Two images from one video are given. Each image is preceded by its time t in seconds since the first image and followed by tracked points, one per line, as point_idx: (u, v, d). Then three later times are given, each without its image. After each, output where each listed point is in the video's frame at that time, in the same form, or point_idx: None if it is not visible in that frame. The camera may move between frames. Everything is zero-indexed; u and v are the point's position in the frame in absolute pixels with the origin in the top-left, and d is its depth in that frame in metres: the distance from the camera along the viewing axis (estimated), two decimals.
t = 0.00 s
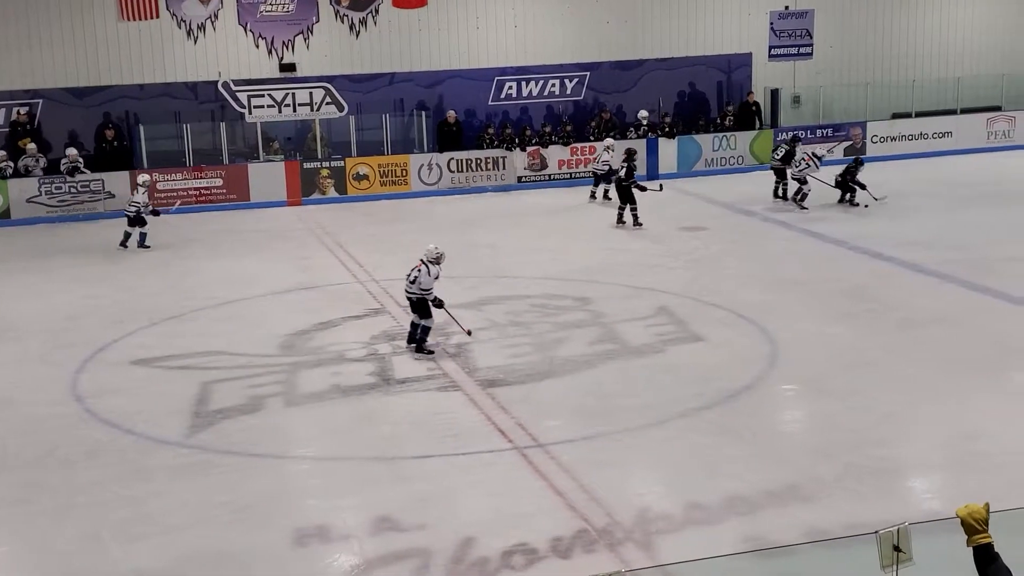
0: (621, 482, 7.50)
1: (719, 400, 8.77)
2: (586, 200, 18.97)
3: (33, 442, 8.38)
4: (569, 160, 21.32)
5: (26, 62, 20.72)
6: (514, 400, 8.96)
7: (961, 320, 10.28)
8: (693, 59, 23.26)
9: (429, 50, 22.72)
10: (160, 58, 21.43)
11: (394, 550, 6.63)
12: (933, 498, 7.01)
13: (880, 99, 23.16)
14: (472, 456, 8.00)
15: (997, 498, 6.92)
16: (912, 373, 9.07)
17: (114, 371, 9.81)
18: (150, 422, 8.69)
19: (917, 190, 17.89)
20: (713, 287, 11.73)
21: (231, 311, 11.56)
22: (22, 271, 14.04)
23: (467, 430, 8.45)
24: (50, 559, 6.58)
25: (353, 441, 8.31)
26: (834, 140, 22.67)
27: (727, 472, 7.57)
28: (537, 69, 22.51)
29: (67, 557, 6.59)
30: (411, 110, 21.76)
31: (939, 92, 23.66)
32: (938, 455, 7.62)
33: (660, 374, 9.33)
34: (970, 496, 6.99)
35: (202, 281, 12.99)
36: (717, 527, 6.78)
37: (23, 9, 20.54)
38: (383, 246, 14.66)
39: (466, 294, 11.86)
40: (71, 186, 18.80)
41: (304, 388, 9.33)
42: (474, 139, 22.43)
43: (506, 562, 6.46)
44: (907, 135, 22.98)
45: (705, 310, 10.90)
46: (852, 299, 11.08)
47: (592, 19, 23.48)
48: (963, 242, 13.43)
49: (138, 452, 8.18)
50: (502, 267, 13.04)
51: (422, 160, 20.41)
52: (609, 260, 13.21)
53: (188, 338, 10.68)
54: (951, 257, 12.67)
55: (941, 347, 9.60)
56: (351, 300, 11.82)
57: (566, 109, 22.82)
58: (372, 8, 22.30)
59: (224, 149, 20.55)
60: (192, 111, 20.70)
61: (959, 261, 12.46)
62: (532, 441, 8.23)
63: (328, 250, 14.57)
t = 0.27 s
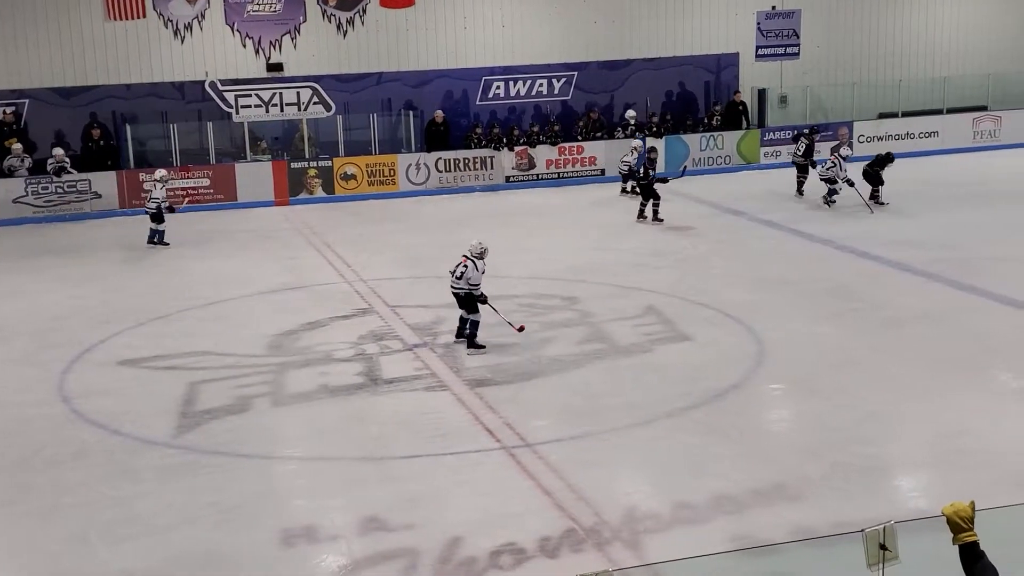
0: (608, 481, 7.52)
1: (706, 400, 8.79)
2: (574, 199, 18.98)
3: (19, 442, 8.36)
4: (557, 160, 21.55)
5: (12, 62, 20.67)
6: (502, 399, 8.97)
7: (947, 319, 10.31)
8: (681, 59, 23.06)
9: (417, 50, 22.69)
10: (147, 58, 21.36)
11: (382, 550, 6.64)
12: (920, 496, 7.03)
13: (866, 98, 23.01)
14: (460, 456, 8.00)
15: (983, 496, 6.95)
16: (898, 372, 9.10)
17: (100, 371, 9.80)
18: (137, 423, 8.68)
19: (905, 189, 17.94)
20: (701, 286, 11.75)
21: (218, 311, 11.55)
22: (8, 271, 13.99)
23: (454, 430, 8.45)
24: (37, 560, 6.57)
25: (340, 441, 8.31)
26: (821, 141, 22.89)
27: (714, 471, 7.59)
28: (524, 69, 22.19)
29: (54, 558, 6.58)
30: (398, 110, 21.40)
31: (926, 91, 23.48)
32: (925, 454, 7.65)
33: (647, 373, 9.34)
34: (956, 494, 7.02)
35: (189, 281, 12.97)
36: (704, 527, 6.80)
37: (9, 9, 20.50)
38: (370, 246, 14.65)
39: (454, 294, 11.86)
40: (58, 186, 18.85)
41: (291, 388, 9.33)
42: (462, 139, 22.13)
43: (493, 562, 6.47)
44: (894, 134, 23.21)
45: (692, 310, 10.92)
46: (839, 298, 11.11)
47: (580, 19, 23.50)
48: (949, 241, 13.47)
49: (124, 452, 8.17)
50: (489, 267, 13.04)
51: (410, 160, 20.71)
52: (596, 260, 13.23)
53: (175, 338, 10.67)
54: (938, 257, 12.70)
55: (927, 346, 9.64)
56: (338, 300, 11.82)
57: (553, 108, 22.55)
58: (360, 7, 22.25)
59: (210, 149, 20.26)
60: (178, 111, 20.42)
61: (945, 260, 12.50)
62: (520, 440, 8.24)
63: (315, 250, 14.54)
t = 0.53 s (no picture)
0: (518, 458, 7.58)
1: (615, 376, 8.89)
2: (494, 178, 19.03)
3: None
4: (468, 140, 21.29)
5: None
6: (413, 378, 9.00)
7: (853, 294, 10.55)
8: (589, 39, 24.02)
9: (326, 28, 22.44)
10: (51, 38, 20.87)
11: (292, 532, 6.62)
12: (823, 468, 7.20)
13: (772, 81, 23.42)
14: (370, 436, 8.00)
15: (883, 466, 7.14)
16: (804, 347, 9.29)
17: (3, 356, 9.60)
18: (41, 408, 8.52)
19: (818, 169, 18.27)
20: (614, 265, 11.87)
21: (126, 293, 11.39)
22: None
23: (365, 410, 8.45)
24: None
25: (249, 423, 8.25)
26: (729, 120, 23.02)
27: (623, 447, 7.69)
28: (436, 48, 22.96)
29: None
30: (306, 88, 22.21)
31: (831, 72, 23.98)
32: (829, 427, 7.83)
33: (558, 351, 9.43)
34: (858, 465, 7.20)
35: (98, 263, 12.76)
36: (613, 502, 6.89)
37: None
38: (282, 226, 14.54)
39: (367, 274, 11.83)
40: None
41: (200, 370, 9.25)
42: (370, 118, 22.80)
43: (404, 541, 6.49)
44: (803, 115, 23.40)
45: (605, 288, 11.03)
46: (750, 275, 11.31)
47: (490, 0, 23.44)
48: (856, 219, 13.78)
49: (28, 437, 8.03)
50: (401, 247, 13.03)
51: (319, 139, 20.27)
52: (511, 239, 13.26)
53: (82, 321, 10.50)
54: (844, 234, 12.98)
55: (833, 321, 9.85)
56: (248, 280, 11.74)
57: (462, 88, 23.27)
58: None
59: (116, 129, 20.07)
60: (83, 89, 21.11)
61: (851, 237, 12.78)
62: (430, 420, 8.26)
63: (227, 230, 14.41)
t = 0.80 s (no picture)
0: (514, 462, 7.57)
1: (610, 380, 8.90)
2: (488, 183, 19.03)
3: None
4: (464, 145, 21.28)
5: None
6: (409, 382, 9.00)
7: (847, 298, 10.57)
8: (585, 44, 23.85)
9: (321, 32, 22.47)
10: (46, 42, 20.88)
11: (287, 537, 6.61)
12: (818, 471, 7.20)
13: (765, 85, 23.44)
14: (365, 441, 8.00)
15: (877, 469, 7.15)
16: (799, 350, 9.31)
17: None
18: (35, 413, 8.51)
19: (811, 173, 18.32)
20: (608, 269, 11.88)
21: (120, 298, 11.38)
22: None
23: (360, 414, 8.45)
24: None
25: (244, 428, 8.24)
26: (723, 124, 23.07)
27: (618, 450, 7.70)
28: (431, 52, 22.95)
29: None
30: (302, 93, 21.98)
31: (825, 76, 24.00)
32: (824, 430, 7.84)
33: (553, 355, 9.43)
34: (852, 468, 7.22)
35: (92, 267, 12.74)
36: (608, 505, 6.90)
37: None
38: (276, 231, 14.54)
39: (361, 278, 11.83)
40: None
41: (194, 375, 9.25)
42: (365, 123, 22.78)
43: (399, 545, 6.48)
44: (795, 120, 23.53)
45: (599, 292, 11.04)
46: (744, 279, 11.33)
47: (484, 4, 23.49)
48: (849, 222, 13.81)
49: (22, 442, 8.01)
50: (395, 251, 13.03)
51: (314, 143, 20.29)
52: (505, 243, 13.27)
53: (76, 325, 10.48)
54: (837, 238, 13.00)
55: (827, 325, 9.87)
56: (243, 284, 11.73)
57: (456, 93, 23.28)
58: None
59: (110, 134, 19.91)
60: (78, 94, 20.89)
61: (845, 241, 12.82)
62: (425, 424, 8.26)
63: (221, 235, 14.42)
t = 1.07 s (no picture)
0: (509, 467, 7.57)
1: (605, 384, 8.91)
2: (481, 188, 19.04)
3: None
4: (458, 149, 21.32)
5: None
6: (404, 387, 9.00)
7: (840, 302, 10.60)
8: (580, 49, 24.07)
9: (315, 37, 22.47)
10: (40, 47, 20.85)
11: (282, 542, 6.60)
12: (812, 475, 7.21)
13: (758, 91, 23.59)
14: (360, 446, 7.99)
15: (871, 474, 7.16)
16: (794, 354, 9.34)
17: None
18: (29, 418, 8.49)
19: (803, 177, 18.37)
20: (602, 273, 11.90)
21: (114, 303, 11.35)
22: None
23: (356, 419, 8.45)
24: None
25: (239, 433, 8.23)
26: (716, 130, 23.11)
27: (613, 454, 7.71)
28: (425, 58, 23.05)
29: None
30: (295, 97, 22.22)
31: (817, 82, 24.22)
32: (818, 434, 7.86)
33: (547, 359, 9.44)
34: (847, 472, 7.23)
35: (85, 273, 12.72)
36: (603, 510, 6.90)
37: None
38: (268, 236, 14.53)
39: (355, 282, 11.84)
40: None
41: (189, 380, 9.23)
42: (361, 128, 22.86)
43: (394, 550, 6.48)
44: (787, 125, 23.47)
45: (593, 296, 11.06)
46: (738, 283, 11.35)
47: (479, 8, 23.52)
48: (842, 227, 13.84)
49: (15, 447, 7.99)
50: (389, 255, 13.04)
51: (308, 148, 20.28)
52: (498, 247, 13.28)
53: (70, 331, 10.46)
54: (830, 242, 13.04)
55: (820, 329, 9.89)
56: (237, 289, 11.72)
57: (452, 98, 23.32)
58: None
59: (104, 138, 19.94)
60: (72, 99, 20.98)
61: (838, 245, 12.85)
62: (420, 428, 8.26)
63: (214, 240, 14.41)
